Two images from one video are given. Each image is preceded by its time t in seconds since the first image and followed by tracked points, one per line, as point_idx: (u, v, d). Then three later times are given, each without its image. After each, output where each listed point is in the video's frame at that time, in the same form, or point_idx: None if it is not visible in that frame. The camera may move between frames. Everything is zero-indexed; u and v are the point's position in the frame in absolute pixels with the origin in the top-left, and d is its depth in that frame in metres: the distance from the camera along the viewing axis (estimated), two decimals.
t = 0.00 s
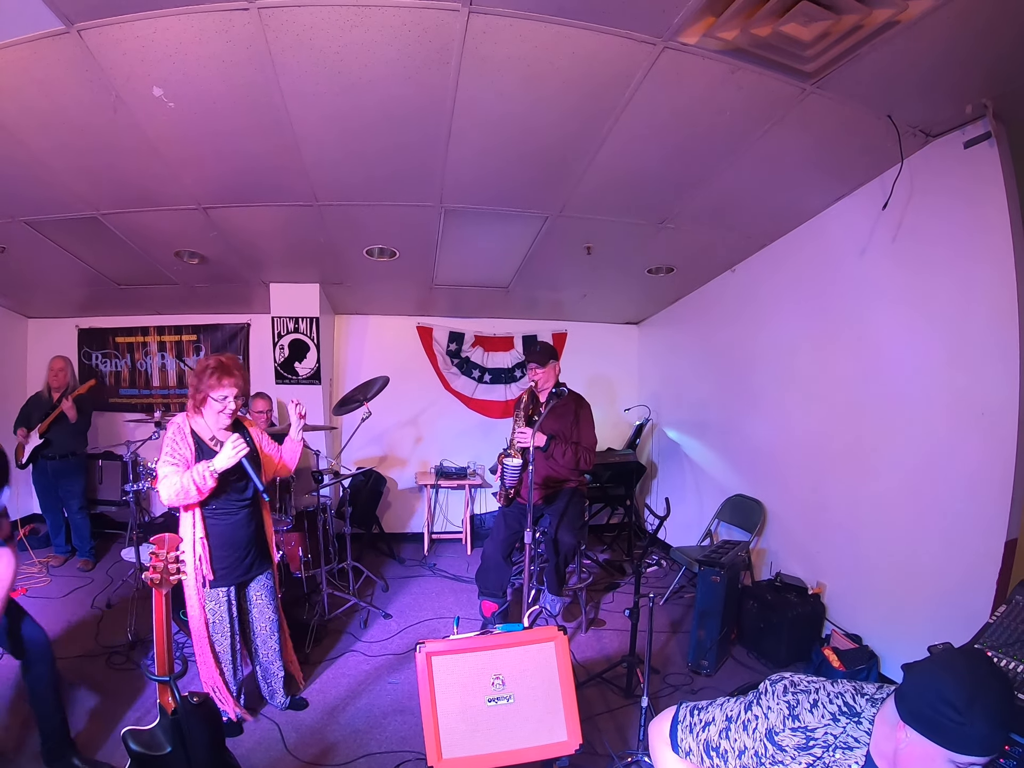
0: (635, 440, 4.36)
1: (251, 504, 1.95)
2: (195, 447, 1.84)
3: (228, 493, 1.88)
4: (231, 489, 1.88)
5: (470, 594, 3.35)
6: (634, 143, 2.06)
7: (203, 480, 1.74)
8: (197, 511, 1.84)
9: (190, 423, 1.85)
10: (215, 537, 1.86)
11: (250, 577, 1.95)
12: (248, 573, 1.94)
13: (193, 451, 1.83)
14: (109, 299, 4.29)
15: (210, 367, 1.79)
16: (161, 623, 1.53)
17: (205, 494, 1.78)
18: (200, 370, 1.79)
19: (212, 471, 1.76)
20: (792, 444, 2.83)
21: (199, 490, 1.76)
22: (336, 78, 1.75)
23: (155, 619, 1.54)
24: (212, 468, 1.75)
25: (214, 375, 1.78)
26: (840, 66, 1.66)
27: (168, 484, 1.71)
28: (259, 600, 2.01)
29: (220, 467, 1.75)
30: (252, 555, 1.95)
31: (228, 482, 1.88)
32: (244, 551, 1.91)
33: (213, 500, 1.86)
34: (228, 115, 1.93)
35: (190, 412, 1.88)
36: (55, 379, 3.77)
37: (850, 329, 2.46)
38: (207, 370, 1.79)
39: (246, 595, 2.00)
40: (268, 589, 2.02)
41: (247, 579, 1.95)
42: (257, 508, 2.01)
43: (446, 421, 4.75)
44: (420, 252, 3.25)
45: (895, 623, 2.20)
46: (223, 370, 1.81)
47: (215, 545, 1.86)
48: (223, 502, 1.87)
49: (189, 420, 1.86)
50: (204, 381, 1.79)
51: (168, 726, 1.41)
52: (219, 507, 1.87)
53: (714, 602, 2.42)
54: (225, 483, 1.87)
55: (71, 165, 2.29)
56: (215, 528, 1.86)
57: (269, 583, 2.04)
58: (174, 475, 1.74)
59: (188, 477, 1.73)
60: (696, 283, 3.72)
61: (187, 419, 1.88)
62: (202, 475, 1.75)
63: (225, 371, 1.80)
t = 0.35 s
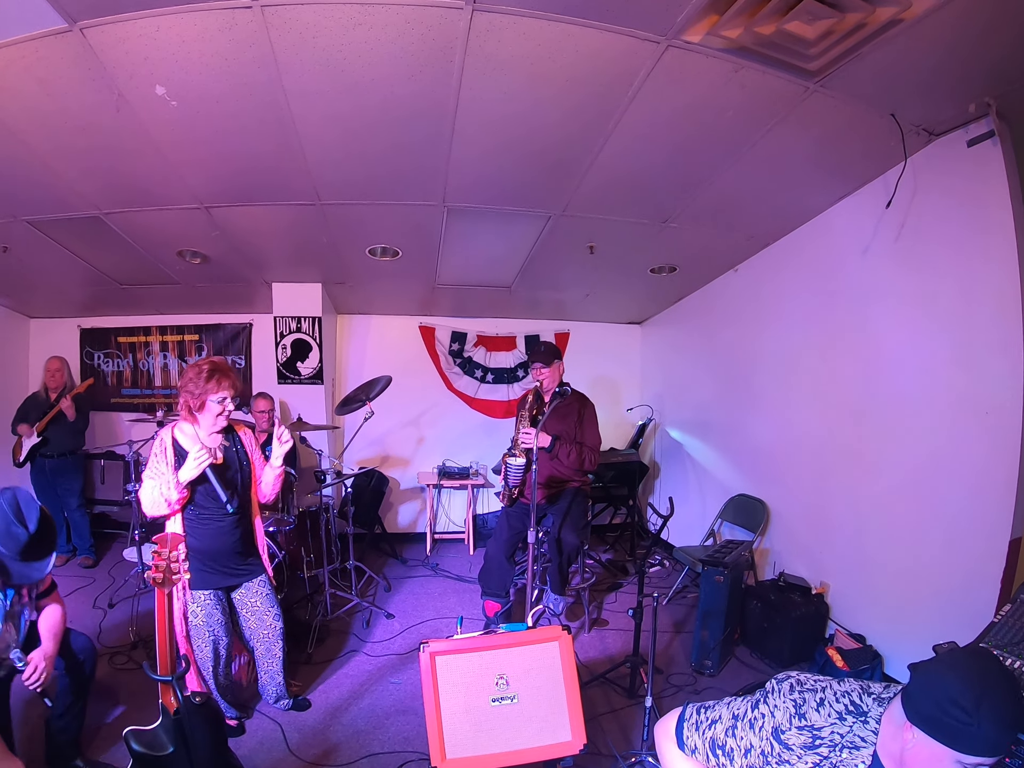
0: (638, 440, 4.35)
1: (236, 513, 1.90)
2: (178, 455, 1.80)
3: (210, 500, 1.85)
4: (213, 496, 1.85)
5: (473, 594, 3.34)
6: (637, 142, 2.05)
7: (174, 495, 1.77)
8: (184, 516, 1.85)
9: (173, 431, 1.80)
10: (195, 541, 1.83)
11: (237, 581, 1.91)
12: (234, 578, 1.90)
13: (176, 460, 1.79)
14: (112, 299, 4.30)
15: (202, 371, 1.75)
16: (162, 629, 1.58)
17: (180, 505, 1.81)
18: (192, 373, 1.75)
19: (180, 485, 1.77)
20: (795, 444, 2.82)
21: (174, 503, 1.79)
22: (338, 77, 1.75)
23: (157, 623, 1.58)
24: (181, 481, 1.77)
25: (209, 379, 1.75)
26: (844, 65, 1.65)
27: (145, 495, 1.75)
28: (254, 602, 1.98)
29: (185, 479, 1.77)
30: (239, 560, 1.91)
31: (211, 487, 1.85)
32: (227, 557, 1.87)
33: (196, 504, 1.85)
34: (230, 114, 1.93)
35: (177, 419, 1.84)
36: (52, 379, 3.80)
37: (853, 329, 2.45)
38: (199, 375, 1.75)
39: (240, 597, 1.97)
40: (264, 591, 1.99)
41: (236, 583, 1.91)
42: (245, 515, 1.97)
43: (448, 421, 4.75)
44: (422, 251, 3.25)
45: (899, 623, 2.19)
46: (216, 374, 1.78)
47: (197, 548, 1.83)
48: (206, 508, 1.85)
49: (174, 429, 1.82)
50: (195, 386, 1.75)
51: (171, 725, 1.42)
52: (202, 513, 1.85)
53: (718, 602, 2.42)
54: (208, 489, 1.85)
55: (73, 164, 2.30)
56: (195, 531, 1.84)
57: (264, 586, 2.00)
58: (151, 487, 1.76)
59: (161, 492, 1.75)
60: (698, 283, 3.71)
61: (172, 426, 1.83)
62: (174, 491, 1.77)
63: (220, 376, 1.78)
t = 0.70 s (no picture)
0: (638, 440, 4.35)
1: (236, 510, 1.89)
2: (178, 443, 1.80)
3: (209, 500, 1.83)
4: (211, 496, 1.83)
5: (473, 595, 3.34)
6: (637, 143, 2.05)
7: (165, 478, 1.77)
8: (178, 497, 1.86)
9: (179, 421, 1.81)
10: (194, 538, 1.83)
11: (238, 576, 1.92)
12: (237, 573, 1.91)
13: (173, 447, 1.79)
14: (112, 299, 4.30)
15: (215, 366, 1.78)
16: (163, 631, 1.57)
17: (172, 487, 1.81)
18: (205, 367, 1.77)
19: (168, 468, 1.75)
20: (796, 444, 2.82)
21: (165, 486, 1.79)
22: (338, 78, 1.75)
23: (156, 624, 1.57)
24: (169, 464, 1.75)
25: (223, 374, 1.77)
26: (844, 64, 1.65)
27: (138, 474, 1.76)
28: (254, 597, 1.97)
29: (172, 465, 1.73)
30: (241, 556, 1.92)
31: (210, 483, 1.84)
32: (228, 555, 1.87)
33: (193, 501, 1.84)
34: (230, 115, 1.93)
35: (185, 410, 1.85)
36: (49, 379, 3.78)
37: (853, 329, 2.45)
38: (212, 369, 1.78)
39: (240, 592, 1.97)
40: (264, 587, 1.98)
41: (237, 578, 1.92)
42: (246, 509, 1.95)
43: (448, 422, 4.75)
44: (423, 252, 3.25)
45: (900, 622, 2.19)
46: (228, 370, 1.80)
47: (196, 546, 1.84)
48: (205, 508, 1.84)
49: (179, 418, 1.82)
50: (205, 380, 1.77)
51: (171, 726, 1.42)
52: (200, 512, 1.84)
53: (718, 601, 2.41)
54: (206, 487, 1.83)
55: (73, 165, 2.30)
56: (194, 528, 1.84)
57: (265, 581, 1.99)
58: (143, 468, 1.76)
59: (151, 474, 1.75)
60: (698, 283, 3.71)
61: (179, 415, 1.84)
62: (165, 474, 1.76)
63: (235, 373, 1.81)
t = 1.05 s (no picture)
0: (638, 439, 4.35)
1: (267, 512, 1.93)
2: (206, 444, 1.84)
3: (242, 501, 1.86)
4: (246, 498, 1.87)
5: (473, 595, 3.33)
6: (636, 142, 2.05)
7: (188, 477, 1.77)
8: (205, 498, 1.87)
9: (209, 423, 1.86)
10: (226, 542, 1.85)
11: (265, 579, 1.94)
12: (265, 576, 1.94)
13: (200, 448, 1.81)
14: (110, 300, 4.30)
15: (248, 368, 1.84)
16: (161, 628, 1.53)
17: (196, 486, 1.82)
18: (238, 370, 1.84)
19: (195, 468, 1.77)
20: (796, 443, 2.82)
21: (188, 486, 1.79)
22: (335, 77, 1.74)
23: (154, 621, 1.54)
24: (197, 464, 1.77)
25: (257, 377, 1.84)
26: (842, 62, 1.65)
27: (163, 474, 1.77)
28: (277, 600, 2.00)
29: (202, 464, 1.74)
30: (270, 559, 1.94)
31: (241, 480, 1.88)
32: (258, 557, 1.90)
33: (225, 504, 1.86)
34: (227, 114, 1.92)
35: (215, 412, 1.89)
36: (48, 380, 3.80)
37: (852, 328, 2.45)
38: (245, 372, 1.84)
39: (263, 594, 1.99)
40: (287, 590, 2.00)
41: (264, 580, 1.94)
42: (275, 512, 1.99)
43: (448, 421, 4.75)
44: (422, 251, 3.24)
45: (900, 621, 2.19)
46: (261, 373, 1.87)
47: (227, 549, 1.86)
48: (238, 510, 1.86)
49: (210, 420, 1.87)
50: (239, 381, 1.83)
51: (169, 728, 1.41)
52: (233, 514, 1.87)
53: (718, 600, 2.41)
54: (239, 488, 1.86)
55: (70, 165, 2.29)
56: (225, 531, 1.86)
57: (287, 584, 2.02)
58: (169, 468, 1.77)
59: (176, 473, 1.76)
60: (697, 281, 3.71)
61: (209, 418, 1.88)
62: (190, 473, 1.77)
63: (268, 376, 1.87)
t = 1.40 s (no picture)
0: (639, 440, 4.34)
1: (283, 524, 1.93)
2: (229, 463, 1.83)
3: (260, 513, 1.87)
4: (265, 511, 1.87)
5: (474, 597, 3.33)
6: (635, 142, 2.05)
7: (223, 502, 1.76)
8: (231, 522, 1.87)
9: (224, 436, 1.84)
10: (249, 553, 1.86)
11: (279, 587, 1.95)
12: (280, 584, 1.95)
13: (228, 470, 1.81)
14: (109, 302, 4.30)
15: (265, 378, 1.79)
16: (162, 635, 1.52)
17: (225, 511, 1.80)
18: (255, 379, 1.78)
19: (230, 492, 1.77)
20: (797, 443, 2.81)
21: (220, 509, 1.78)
22: (333, 78, 1.74)
23: (155, 629, 1.52)
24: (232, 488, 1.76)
25: (275, 386, 1.79)
26: (841, 62, 1.65)
27: (194, 500, 1.74)
28: (291, 606, 1.99)
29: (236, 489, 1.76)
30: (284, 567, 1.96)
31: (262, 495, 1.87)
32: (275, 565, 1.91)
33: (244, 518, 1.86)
34: (225, 116, 1.92)
35: (228, 424, 1.86)
36: (50, 383, 3.79)
37: (853, 328, 2.45)
38: (261, 381, 1.79)
39: (278, 600, 1.99)
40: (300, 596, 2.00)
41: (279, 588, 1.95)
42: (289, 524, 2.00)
43: (449, 423, 4.74)
44: (421, 253, 3.24)
45: (902, 621, 2.18)
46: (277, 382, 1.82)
47: (248, 560, 1.86)
48: (255, 522, 1.87)
49: (224, 434, 1.84)
50: (256, 390, 1.77)
51: (170, 732, 1.41)
52: (251, 527, 1.87)
53: (720, 602, 2.40)
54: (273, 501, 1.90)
55: (69, 168, 2.29)
56: (247, 543, 1.86)
57: (301, 591, 2.01)
58: (199, 493, 1.75)
59: (210, 498, 1.74)
60: (697, 282, 3.71)
61: (222, 431, 1.86)
62: (224, 496, 1.77)
63: (285, 386, 1.82)
